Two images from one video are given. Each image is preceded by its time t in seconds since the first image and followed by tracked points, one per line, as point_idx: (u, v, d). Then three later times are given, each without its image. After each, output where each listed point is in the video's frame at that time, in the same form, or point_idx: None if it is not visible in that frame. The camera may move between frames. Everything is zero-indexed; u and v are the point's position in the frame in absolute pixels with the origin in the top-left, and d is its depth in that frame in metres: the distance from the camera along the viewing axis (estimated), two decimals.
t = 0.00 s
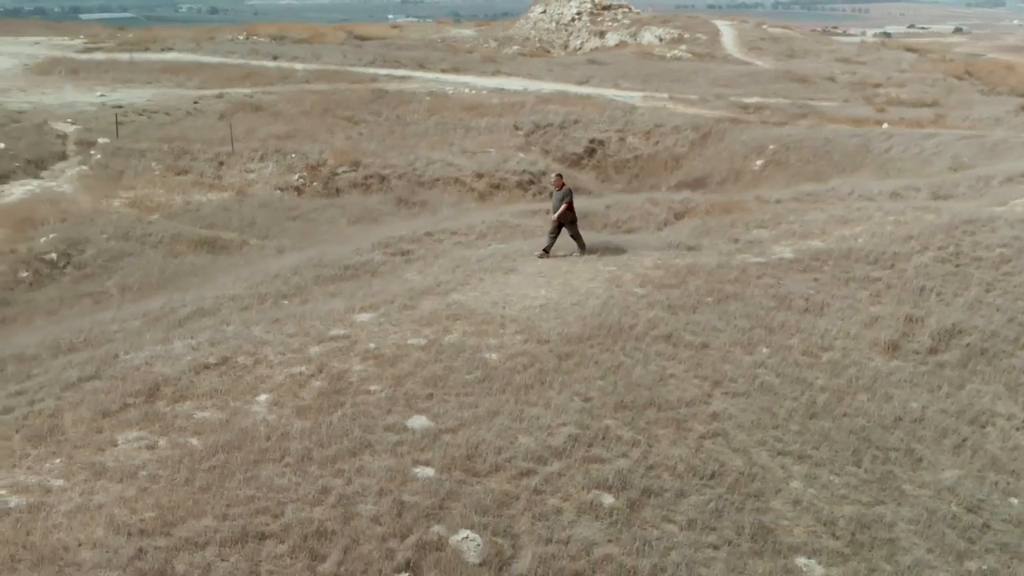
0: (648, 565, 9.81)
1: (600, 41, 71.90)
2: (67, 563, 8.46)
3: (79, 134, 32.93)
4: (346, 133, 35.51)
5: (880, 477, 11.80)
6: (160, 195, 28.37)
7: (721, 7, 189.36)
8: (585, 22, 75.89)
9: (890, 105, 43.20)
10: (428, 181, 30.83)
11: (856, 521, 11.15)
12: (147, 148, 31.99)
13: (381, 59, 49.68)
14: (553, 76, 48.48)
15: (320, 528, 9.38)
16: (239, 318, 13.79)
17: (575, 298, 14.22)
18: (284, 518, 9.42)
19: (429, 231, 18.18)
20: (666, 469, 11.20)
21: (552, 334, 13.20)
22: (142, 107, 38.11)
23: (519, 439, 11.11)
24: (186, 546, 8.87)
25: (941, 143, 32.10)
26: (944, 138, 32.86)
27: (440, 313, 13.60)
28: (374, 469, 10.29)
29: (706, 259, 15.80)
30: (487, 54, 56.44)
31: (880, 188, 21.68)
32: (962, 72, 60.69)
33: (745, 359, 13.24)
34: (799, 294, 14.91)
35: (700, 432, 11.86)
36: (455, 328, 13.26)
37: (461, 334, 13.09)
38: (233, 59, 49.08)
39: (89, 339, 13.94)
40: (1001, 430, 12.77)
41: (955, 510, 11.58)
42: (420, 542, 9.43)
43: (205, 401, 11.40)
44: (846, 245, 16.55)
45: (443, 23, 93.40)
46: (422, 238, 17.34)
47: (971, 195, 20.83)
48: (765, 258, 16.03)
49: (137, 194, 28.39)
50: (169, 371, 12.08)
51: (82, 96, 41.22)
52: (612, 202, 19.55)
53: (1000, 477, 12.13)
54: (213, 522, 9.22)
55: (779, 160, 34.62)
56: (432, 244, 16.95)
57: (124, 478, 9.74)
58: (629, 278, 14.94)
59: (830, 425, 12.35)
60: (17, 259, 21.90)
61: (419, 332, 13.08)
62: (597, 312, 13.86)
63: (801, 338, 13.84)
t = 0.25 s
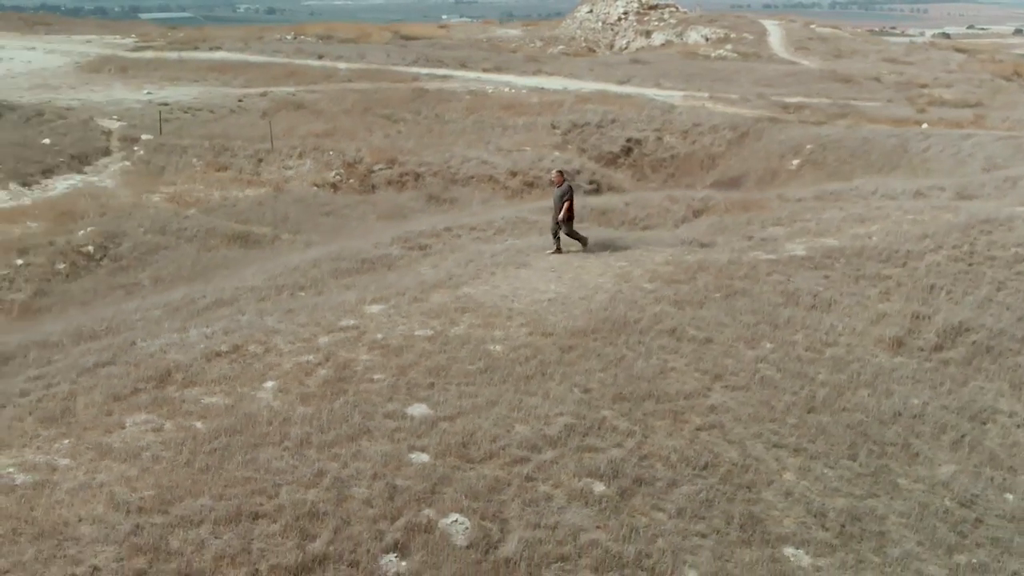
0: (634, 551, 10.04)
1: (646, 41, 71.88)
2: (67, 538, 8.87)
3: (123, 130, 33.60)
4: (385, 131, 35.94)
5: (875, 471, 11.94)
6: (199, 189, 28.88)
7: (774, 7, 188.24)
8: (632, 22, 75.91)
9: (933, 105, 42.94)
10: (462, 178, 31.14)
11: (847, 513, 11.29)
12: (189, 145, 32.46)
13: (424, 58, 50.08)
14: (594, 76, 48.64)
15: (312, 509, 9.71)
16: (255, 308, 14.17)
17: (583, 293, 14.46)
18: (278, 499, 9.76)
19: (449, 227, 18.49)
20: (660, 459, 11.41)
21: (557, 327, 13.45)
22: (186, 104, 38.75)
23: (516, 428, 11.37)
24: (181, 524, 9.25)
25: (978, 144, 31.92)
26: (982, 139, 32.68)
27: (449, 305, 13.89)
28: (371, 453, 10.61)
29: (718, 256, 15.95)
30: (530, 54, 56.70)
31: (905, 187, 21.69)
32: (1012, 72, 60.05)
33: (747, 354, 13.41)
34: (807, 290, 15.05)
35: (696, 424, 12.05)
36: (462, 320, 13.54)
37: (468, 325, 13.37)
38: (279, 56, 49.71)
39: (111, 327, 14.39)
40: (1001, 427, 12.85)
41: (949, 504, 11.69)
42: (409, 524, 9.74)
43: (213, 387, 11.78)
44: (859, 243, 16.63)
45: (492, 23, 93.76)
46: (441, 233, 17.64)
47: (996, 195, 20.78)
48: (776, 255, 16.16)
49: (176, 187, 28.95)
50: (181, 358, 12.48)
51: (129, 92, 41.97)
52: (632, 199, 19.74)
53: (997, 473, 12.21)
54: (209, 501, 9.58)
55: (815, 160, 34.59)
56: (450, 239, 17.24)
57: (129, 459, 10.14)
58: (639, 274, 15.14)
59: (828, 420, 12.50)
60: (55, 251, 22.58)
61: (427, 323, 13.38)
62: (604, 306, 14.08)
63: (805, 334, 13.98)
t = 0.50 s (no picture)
0: (620, 539, 10.29)
1: (692, 41, 71.78)
2: (68, 514, 9.27)
3: (165, 126, 34.26)
4: (422, 129, 36.32)
5: (870, 465, 12.07)
6: (236, 183, 29.40)
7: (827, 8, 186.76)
8: (678, 22, 75.84)
9: (976, 107, 42.62)
10: (497, 175, 31.40)
11: (838, 506, 11.45)
12: (229, 142, 32.85)
13: (466, 57, 50.46)
14: (635, 77, 48.75)
15: (307, 491, 10.04)
16: (270, 299, 14.55)
17: (591, 288, 14.69)
18: (274, 481, 10.11)
19: (468, 224, 18.79)
20: (654, 450, 11.63)
21: (562, 320, 13.69)
22: (228, 101, 39.38)
23: (513, 417, 11.64)
24: (178, 503, 9.62)
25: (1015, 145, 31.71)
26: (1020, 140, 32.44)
27: (457, 298, 14.18)
28: (369, 438, 10.92)
29: (729, 254, 16.11)
30: (573, 54, 56.91)
31: (929, 187, 21.67)
32: None
33: (749, 350, 13.58)
34: (815, 288, 15.19)
35: (693, 416, 12.25)
36: (470, 312, 13.83)
37: (474, 318, 13.65)
38: (323, 54, 50.29)
39: (132, 316, 14.83)
40: (1001, 425, 12.93)
41: (942, 500, 11.81)
42: (400, 507, 10.05)
43: (222, 373, 12.16)
44: (873, 241, 16.71)
45: (540, 23, 93.98)
46: (460, 229, 17.94)
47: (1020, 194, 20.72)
48: (788, 254, 16.29)
49: (214, 182, 29.50)
50: (194, 346, 12.87)
51: (174, 89, 42.69)
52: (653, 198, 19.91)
53: (994, 470, 12.30)
54: (207, 481, 9.95)
55: (852, 161, 34.52)
56: (467, 235, 17.53)
57: (133, 441, 10.53)
58: (648, 270, 15.34)
59: (826, 415, 12.64)
60: (92, 244, 23.22)
61: (434, 315, 13.68)
62: (611, 301, 14.30)
63: (809, 331, 14.11)
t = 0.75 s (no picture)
0: (608, 526, 10.54)
1: (739, 41, 71.54)
2: (71, 492, 9.66)
3: (207, 123, 34.88)
4: (458, 126, 36.60)
5: (867, 460, 12.19)
6: (273, 178, 29.89)
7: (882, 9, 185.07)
8: (725, 22, 75.65)
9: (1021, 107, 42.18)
10: (532, 171, 31.62)
11: (831, 499, 11.60)
12: (269, 139, 33.31)
13: (509, 57, 50.75)
14: (677, 77, 48.78)
15: (303, 474, 10.38)
16: (287, 291, 14.92)
17: (600, 283, 14.90)
18: (273, 464, 10.45)
19: (489, 220, 19.08)
20: (650, 442, 11.83)
21: (569, 314, 13.93)
22: (271, 98, 39.95)
23: (512, 407, 11.89)
24: (179, 484, 9.99)
25: None
26: None
27: (467, 292, 14.46)
28: (368, 424, 11.24)
29: (742, 251, 16.26)
30: (617, 54, 57.00)
31: (955, 187, 21.63)
32: None
33: (753, 346, 13.73)
34: (824, 286, 15.31)
35: (691, 409, 12.45)
36: (478, 305, 14.09)
37: (482, 311, 13.92)
38: (367, 53, 50.81)
39: (155, 306, 15.27)
40: (1003, 422, 13.00)
41: (937, 494, 11.92)
42: (393, 492, 10.35)
43: (233, 361, 12.53)
44: (888, 241, 16.77)
45: (589, 23, 94.03)
46: (479, 226, 18.23)
47: None
48: (803, 252, 16.42)
49: (251, 176, 30.02)
50: (208, 335, 13.26)
51: (219, 86, 43.35)
52: (674, 195, 20.07)
53: (991, 467, 12.37)
54: (208, 464, 10.31)
55: (889, 161, 34.40)
56: (486, 230, 17.82)
57: (141, 424, 10.92)
58: (660, 267, 15.52)
59: (826, 410, 12.79)
60: (129, 238, 23.81)
61: (443, 308, 13.97)
62: (618, 297, 14.51)
63: (816, 328, 14.25)
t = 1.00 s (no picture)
0: (600, 514, 10.78)
1: (789, 42, 71.14)
2: (79, 471, 10.07)
3: (250, 120, 35.46)
4: (498, 124, 36.90)
5: (865, 455, 12.32)
6: (312, 174, 30.36)
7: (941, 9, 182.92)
8: (775, 22, 75.32)
9: None
10: (567, 168, 31.82)
11: (827, 492, 11.75)
12: (310, 136, 33.81)
13: (553, 58, 50.97)
14: (720, 77, 48.76)
15: (304, 458, 10.71)
16: (306, 282, 15.29)
17: (612, 278, 15.12)
18: (275, 448, 10.80)
19: (512, 217, 19.35)
20: (648, 433, 12.05)
21: (577, 308, 14.16)
22: (314, 97, 40.50)
23: (514, 397, 12.16)
24: (183, 465, 10.37)
25: None
26: None
27: (479, 285, 14.74)
28: (371, 412, 11.56)
29: (756, 249, 16.41)
30: (662, 54, 56.99)
31: (984, 187, 21.56)
32: None
33: (759, 341, 13.89)
34: (835, 283, 15.42)
35: (692, 402, 12.64)
36: (489, 298, 14.37)
37: (492, 304, 14.20)
38: (412, 53, 51.26)
39: (179, 296, 15.73)
40: (1006, 419, 13.05)
41: (934, 490, 12.03)
42: (390, 476, 10.67)
43: (246, 349, 12.91)
44: (904, 239, 16.83)
45: (639, 23, 93.93)
46: (501, 222, 18.51)
47: None
48: (818, 249, 16.53)
49: (290, 172, 30.51)
50: (225, 324, 13.67)
51: (265, 85, 43.98)
52: (697, 192, 20.23)
53: (991, 464, 12.44)
54: (212, 446, 10.68)
55: (929, 163, 34.20)
56: (507, 226, 18.10)
57: (151, 408, 11.31)
58: (673, 263, 15.71)
59: (827, 405, 12.92)
60: (167, 232, 24.39)
61: (454, 300, 14.26)
62: (629, 292, 14.73)
63: (824, 325, 14.37)
